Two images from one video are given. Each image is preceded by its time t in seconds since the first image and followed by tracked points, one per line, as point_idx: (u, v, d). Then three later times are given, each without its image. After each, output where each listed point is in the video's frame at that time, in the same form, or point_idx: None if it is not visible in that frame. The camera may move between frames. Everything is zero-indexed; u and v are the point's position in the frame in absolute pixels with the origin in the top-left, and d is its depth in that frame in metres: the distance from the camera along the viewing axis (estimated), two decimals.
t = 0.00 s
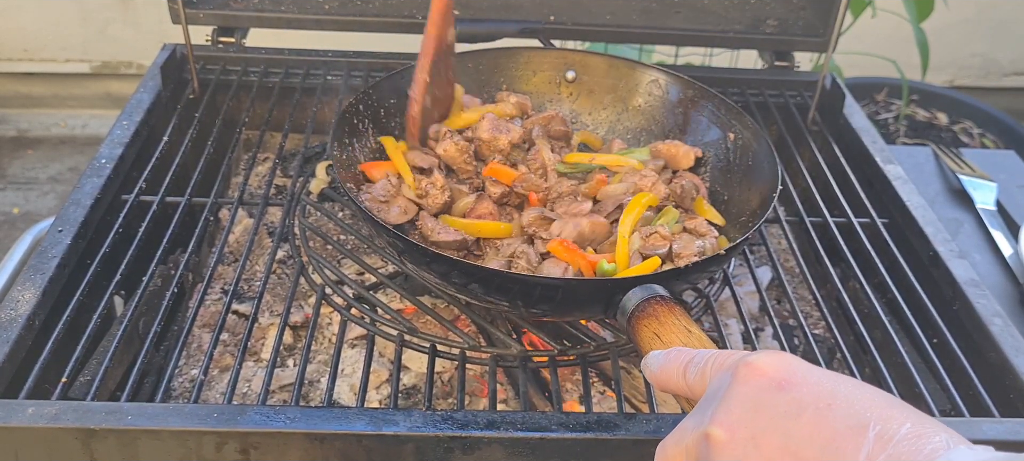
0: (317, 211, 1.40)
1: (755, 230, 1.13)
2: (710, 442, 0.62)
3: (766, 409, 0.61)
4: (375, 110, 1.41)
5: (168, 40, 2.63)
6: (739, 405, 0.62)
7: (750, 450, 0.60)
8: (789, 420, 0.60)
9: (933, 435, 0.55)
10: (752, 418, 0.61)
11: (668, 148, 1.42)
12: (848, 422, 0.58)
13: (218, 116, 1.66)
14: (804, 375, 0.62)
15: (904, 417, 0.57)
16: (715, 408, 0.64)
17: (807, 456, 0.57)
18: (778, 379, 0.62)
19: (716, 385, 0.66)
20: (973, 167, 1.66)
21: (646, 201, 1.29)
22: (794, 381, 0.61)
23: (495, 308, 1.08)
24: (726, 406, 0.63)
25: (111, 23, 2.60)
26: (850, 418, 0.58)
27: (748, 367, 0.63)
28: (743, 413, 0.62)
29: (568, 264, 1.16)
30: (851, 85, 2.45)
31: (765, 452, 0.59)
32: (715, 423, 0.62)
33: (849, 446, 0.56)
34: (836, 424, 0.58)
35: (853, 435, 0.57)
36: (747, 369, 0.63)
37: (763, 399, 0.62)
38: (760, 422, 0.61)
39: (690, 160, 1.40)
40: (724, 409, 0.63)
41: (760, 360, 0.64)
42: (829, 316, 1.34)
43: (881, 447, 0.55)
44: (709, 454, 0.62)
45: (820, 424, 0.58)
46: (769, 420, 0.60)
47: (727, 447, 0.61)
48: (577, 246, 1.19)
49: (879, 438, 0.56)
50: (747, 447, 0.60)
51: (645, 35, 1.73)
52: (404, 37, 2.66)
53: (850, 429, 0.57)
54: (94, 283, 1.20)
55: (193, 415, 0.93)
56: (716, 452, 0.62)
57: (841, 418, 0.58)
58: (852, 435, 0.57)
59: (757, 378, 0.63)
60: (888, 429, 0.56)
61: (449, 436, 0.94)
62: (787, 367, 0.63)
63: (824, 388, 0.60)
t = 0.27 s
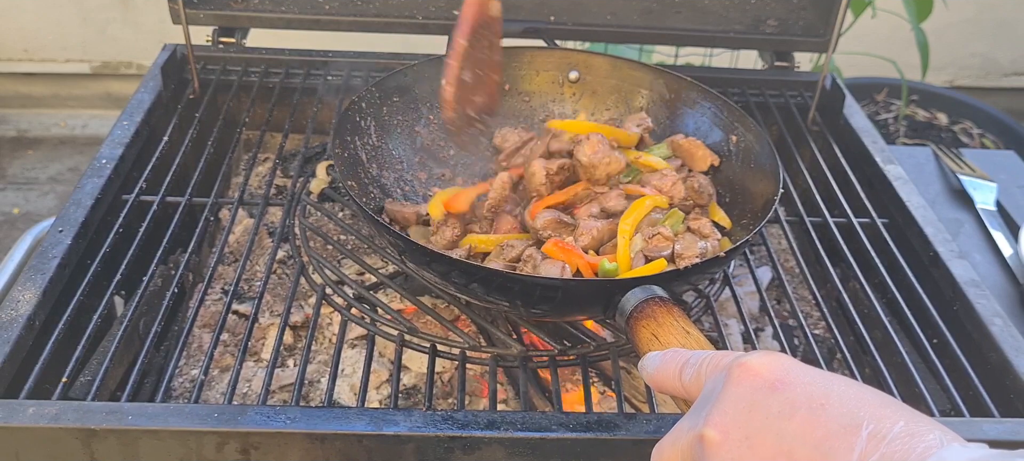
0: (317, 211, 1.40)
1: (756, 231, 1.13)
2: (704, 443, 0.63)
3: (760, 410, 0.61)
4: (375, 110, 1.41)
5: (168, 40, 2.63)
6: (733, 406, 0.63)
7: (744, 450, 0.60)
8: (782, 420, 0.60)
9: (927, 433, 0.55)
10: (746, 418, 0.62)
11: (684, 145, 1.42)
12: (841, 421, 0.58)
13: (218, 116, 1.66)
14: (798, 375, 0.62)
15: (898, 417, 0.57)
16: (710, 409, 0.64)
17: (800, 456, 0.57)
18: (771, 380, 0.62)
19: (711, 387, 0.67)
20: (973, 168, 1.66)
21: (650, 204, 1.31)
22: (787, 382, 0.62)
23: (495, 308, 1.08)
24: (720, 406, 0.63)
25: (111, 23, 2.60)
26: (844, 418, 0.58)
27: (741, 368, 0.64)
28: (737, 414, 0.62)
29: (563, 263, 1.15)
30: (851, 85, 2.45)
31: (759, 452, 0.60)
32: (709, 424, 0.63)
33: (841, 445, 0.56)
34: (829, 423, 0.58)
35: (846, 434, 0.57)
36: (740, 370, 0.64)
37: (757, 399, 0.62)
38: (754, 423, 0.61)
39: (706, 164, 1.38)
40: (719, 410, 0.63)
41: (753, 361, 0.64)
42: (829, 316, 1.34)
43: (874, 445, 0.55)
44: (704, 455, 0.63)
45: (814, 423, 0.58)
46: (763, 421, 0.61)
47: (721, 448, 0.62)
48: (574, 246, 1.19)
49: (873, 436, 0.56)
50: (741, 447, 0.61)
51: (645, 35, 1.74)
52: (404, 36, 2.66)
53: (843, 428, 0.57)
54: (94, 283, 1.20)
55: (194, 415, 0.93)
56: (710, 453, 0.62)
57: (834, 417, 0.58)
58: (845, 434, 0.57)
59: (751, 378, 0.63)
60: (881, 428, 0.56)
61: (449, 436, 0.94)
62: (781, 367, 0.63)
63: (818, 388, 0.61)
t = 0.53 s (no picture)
0: (317, 211, 1.40)
1: (756, 230, 1.12)
2: (706, 442, 0.62)
3: (761, 408, 0.61)
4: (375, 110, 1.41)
5: (168, 40, 2.63)
6: (734, 405, 0.63)
7: (745, 448, 0.60)
8: (783, 418, 0.60)
9: (929, 430, 0.55)
10: (747, 417, 0.61)
11: (683, 144, 1.43)
12: (842, 418, 0.58)
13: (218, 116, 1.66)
14: (798, 373, 0.62)
15: (899, 414, 0.57)
16: (711, 408, 0.64)
17: (802, 453, 0.57)
18: (771, 378, 0.62)
19: (712, 386, 0.66)
20: (973, 168, 1.66)
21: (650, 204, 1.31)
22: (787, 379, 0.62)
23: (496, 309, 1.07)
24: (721, 405, 0.63)
25: (110, 23, 2.60)
26: (845, 416, 0.58)
27: (742, 366, 0.64)
28: (738, 412, 0.62)
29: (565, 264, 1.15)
30: (851, 85, 2.45)
31: (760, 450, 0.60)
32: (710, 423, 0.63)
33: (843, 442, 0.56)
34: (830, 421, 0.58)
35: (848, 431, 0.57)
36: (740, 368, 0.64)
37: (758, 397, 0.62)
38: (755, 421, 0.61)
39: (706, 164, 1.38)
40: (720, 409, 0.63)
41: (754, 360, 0.64)
42: (829, 316, 1.34)
43: (875, 442, 0.55)
44: (706, 454, 0.63)
45: (815, 421, 0.58)
46: (764, 419, 0.61)
47: (722, 446, 0.62)
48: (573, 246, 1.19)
49: (874, 433, 0.56)
50: (742, 446, 0.61)
51: (645, 35, 1.74)
52: (404, 36, 2.66)
53: (844, 426, 0.57)
54: (94, 283, 1.20)
55: (194, 415, 0.93)
56: (712, 451, 0.62)
57: (835, 415, 0.58)
58: (847, 431, 0.57)
59: (751, 377, 0.63)
60: (883, 426, 0.56)
61: (449, 436, 0.94)
62: (781, 366, 0.63)
63: (819, 386, 0.61)
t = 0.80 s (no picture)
0: (317, 211, 1.40)
1: (757, 230, 1.12)
2: (709, 447, 0.63)
3: (764, 414, 0.61)
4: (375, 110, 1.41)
5: (168, 40, 2.63)
6: (737, 410, 0.63)
7: (749, 454, 0.60)
8: (786, 424, 0.60)
9: (933, 436, 0.55)
10: (750, 422, 0.61)
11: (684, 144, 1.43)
12: (846, 424, 0.58)
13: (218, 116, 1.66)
14: (801, 378, 0.62)
15: (902, 418, 0.57)
16: (714, 412, 0.64)
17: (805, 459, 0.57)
18: (775, 383, 0.62)
19: (714, 390, 0.66)
20: (973, 168, 1.66)
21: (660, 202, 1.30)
22: (791, 384, 0.62)
23: (496, 309, 1.07)
24: (724, 410, 0.63)
25: (111, 23, 2.60)
26: (848, 421, 0.58)
27: (745, 371, 0.64)
28: (741, 418, 0.62)
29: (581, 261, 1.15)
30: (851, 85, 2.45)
31: (764, 456, 0.60)
32: (713, 428, 0.63)
33: (847, 448, 0.56)
34: (834, 426, 0.58)
35: (851, 437, 0.57)
36: (743, 373, 0.64)
37: (760, 403, 0.62)
38: (758, 427, 0.61)
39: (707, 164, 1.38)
40: (723, 414, 0.63)
41: (757, 364, 0.64)
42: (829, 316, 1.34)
43: (879, 448, 0.55)
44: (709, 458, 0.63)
45: (818, 426, 0.58)
46: (767, 424, 0.61)
47: (726, 452, 0.62)
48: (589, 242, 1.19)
49: (878, 438, 0.56)
50: (746, 451, 0.61)
51: (645, 35, 1.74)
52: (404, 36, 2.66)
53: (848, 431, 0.57)
54: (94, 283, 1.20)
55: (193, 415, 0.93)
56: (716, 456, 0.62)
57: (838, 420, 0.58)
58: (850, 437, 0.57)
59: (753, 382, 0.63)
60: (887, 431, 0.56)
61: (449, 436, 0.94)
62: (784, 371, 0.63)
63: (822, 390, 0.61)
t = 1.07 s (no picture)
0: (316, 211, 1.40)
1: (757, 231, 1.12)
2: (706, 449, 0.62)
3: (761, 417, 0.61)
4: (375, 110, 1.41)
5: (168, 40, 2.63)
6: (735, 412, 0.62)
7: (746, 457, 0.60)
8: (784, 428, 0.60)
9: (928, 442, 0.56)
10: (747, 425, 0.61)
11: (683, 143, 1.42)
12: (842, 429, 0.59)
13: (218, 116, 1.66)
14: (799, 381, 0.62)
15: (898, 424, 0.58)
16: (711, 414, 0.64)
17: None
18: (773, 386, 0.62)
19: (712, 391, 0.66)
20: (973, 168, 1.66)
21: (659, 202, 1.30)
22: (789, 388, 0.62)
23: (495, 309, 1.07)
24: (722, 412, 0.63)
25: (111, 24, 2.60)
26: (846, 426, 0.59)
27: (743, 373, 0.63)
28: (739, 420, 0.62)
29: (574, 259, 1.15)
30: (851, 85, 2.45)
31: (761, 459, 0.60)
32: (711, 430, 0.62)
33: (844, 454, 0.57)
34: (832, 431, 0.59)
35: (848, 443, 0.58)
36: (741, 375, 0.63)
37: (759, 405, 0.62)
38: (756, 430, 0.61)
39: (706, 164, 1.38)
40: (720, 416, 0.63)
41: (755, 366, 0.64)
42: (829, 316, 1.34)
43: (875, 454, 0.57)
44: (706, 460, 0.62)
45: (816, 431, 0.59)
46: (765, 427, 0.61)
47: (723, 454, 0.61)
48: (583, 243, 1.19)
49: (874, 445, 0.57)
50: (743, 454, 0.61)
51: (645, 36, 1.74)
52: (404, 36, 2.66)
53: (845, 436, 0.58)
54: (93, 283, 1.20)
55: (193, 415, 0.93)
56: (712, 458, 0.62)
57: (836, 425, 0.59)
58: (847, 442, 0.58)
59: (752, 385, 0.63)
60: (883, 437, 0.57)
61: (448, 436, 0.94)
62: (782, 373, 0.63)
63: (819, 394, 0.61)
